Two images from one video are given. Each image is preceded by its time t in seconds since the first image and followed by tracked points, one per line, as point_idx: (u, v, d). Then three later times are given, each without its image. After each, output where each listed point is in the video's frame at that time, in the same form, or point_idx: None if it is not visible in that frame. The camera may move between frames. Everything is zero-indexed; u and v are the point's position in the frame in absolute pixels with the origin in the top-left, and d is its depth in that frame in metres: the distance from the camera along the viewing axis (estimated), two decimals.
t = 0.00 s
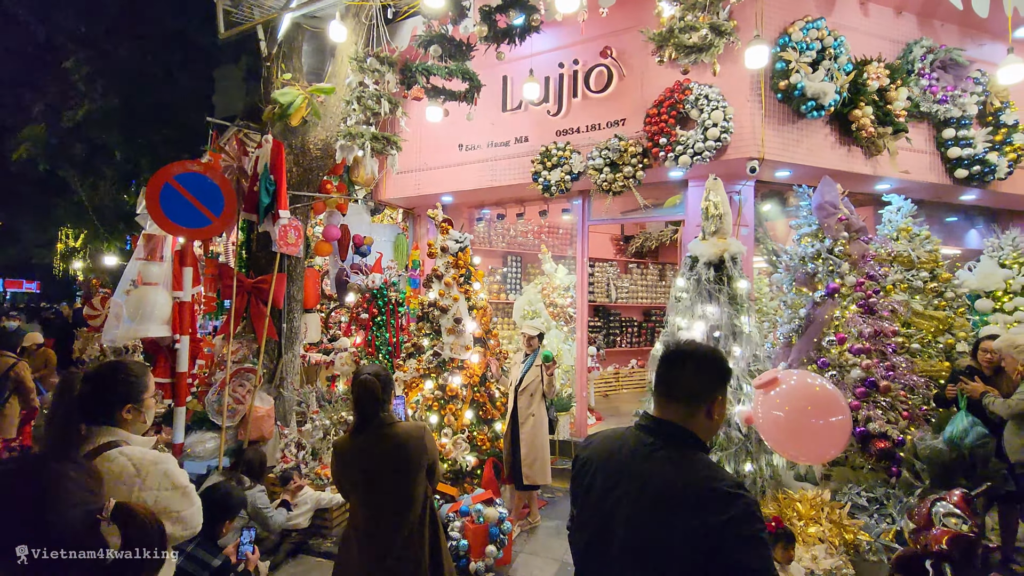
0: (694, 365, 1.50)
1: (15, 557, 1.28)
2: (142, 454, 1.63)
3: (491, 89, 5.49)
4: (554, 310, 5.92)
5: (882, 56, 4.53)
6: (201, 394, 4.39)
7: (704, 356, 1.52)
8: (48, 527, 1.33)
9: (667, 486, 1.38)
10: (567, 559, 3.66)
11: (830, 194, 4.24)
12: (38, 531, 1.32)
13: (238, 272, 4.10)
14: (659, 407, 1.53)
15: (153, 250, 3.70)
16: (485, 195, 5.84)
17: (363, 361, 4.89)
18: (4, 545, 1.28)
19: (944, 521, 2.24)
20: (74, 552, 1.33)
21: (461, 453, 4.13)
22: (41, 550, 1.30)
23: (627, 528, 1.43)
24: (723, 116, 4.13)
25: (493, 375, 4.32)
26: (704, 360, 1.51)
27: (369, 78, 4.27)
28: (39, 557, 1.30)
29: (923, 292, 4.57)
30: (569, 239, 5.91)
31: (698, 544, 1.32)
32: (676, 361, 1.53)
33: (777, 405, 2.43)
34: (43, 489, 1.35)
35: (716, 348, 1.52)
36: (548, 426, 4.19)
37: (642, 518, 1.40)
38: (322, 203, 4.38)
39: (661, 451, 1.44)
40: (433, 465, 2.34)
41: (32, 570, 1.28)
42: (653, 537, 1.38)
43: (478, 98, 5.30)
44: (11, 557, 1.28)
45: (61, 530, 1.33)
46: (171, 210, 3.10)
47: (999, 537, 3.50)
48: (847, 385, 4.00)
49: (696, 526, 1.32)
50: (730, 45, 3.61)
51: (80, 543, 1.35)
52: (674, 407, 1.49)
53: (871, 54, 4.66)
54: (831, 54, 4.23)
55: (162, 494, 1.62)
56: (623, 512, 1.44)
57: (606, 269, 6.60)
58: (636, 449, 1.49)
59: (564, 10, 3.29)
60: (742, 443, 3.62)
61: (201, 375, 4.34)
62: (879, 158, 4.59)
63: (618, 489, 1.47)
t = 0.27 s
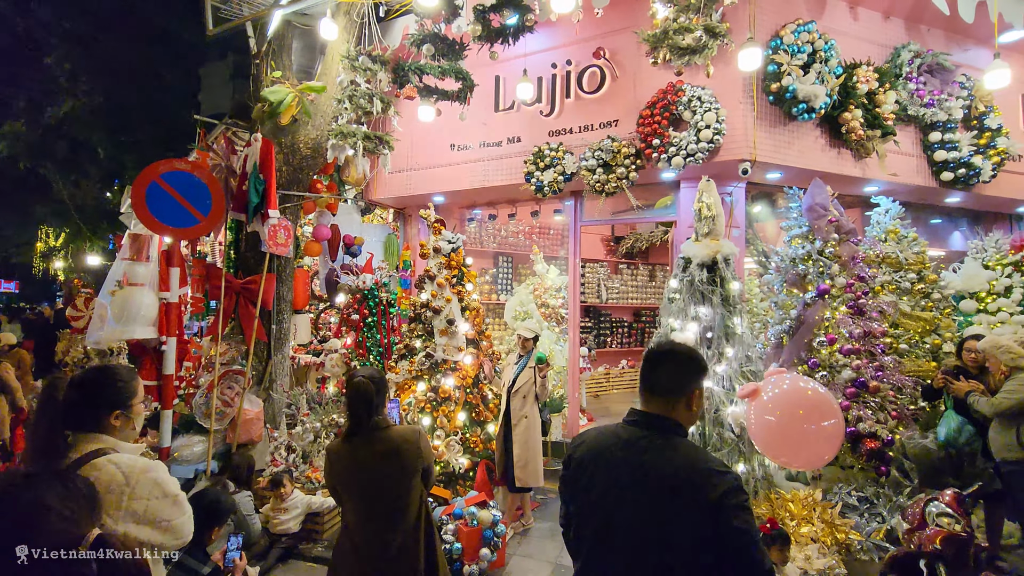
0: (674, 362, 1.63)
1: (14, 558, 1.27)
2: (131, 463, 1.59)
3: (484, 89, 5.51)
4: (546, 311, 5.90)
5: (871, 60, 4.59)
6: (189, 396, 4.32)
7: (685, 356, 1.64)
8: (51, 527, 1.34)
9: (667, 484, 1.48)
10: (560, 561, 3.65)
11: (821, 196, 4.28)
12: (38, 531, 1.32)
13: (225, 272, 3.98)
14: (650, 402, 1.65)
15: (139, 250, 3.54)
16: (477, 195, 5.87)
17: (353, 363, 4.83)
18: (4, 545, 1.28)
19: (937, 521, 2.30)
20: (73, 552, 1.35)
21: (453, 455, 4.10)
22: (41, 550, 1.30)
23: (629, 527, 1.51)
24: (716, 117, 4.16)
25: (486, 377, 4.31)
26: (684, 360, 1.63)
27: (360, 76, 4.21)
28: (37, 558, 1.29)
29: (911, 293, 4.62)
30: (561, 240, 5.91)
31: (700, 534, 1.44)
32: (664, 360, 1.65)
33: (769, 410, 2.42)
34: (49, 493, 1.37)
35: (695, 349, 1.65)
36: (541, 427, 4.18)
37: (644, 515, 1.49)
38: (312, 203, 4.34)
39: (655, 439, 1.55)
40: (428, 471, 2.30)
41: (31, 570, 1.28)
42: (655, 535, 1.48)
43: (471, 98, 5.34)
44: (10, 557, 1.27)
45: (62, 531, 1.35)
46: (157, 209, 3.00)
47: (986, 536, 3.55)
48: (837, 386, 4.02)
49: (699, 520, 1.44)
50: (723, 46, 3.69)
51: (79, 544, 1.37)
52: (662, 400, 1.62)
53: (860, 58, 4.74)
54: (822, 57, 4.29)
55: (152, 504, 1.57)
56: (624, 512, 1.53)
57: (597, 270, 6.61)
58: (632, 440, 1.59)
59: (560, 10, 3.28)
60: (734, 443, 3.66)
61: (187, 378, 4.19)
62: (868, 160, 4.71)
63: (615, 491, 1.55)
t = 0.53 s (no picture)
0: (674, 362, 1.66)
1: (13, 558, 1.18)
2: (122, 468, 1.56)
3: (475, 90, 5.53)
4: (536, 312, 5.90)
5: (856, 65, 4.69)
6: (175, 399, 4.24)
7: (686, 355, 1.68)
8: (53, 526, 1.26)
9: (676, 484, 1.55)
10: (552, 562, 3.65)
11: (807, 198, 4.35)
12: (39, 530, 1.23)
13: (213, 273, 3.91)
14: (648, 402, 1.69)
15: (126, 250, 3.38)
16: (468, 196, 5.87)
17: (343, 364, 4.77)
18: (3, 542, 1.18)
19: (923, 519, 2.31)
20: (73, 554, 1.28)
21: (445, 457, 4.08)
22: (42, 549, 1.21)
23: (644, 529, 1.58)
24: (705, 120, 4.23)
25: (477, 378, 4.33)
26: (686, 359, 1.67)
27: (351, 77, 4.19)
28: (38, 558, 1.20)
29: (895, 294, 4.70)
30: (551, 240, 5.92)
31: (706, 523, 1.54)
32: (660, 361, 1.69)
33: (756, 412, 2.38)
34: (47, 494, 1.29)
35: (693, 345, 1.69)
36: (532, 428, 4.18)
37: (657, 514, 1.57)
38: (299, 203, 4.24)
39: (657, 435, 1.61)
40: (422, 473, 2.29)
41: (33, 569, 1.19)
42: (672, 534, 1.55)
43: (462, 98, 5.37)
44: (9, 557, 1.17)
45: (61, 530, 1.27)
46: (147, 211, 2.85)
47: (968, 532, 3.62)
48: (824, 386, 4.08)
49: (711, 513, 1.52)
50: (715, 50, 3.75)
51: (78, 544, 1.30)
52: (663, 398, 1.67)
53: (845, 63, 4.82)
54: (809, 61, 4.39)
55: (144, 510, 1.56)
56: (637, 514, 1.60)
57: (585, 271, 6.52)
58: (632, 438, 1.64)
59: (553, 11, 3.29)
60: (724, 443, 3.70)
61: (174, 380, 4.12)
62: (853, 163, 4.80)
63: (624, 496, 1.61)
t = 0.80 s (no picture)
0: (693, 369, 1.76)
1: (13, 558, 1.16)
2: (108, 472, 1.53)
3: (466, 89, 5.54)
4: (525, 312, 5.90)
5: (840, 68, 4.77)
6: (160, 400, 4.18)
7: (705, 360, 1.77)
8: (50, 528, 1.24)
9: (695, 467, 1.67)
10: (542, 561, 3.66)
11: (793, 200, 4.42)
12: (34, 531, 1.21)
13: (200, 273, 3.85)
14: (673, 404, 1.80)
15: (109, 250, 3.24)
16: (457, 196, 5.87)
17: (331, 365, 4.73)
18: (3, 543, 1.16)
19: (906, 515, 2.34)
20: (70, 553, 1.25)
21: (435, 457, 4.07)
22: (41, 549, 1.19)
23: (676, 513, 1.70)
24: (694, 122, 4.28)
25: (467, 378, 4.33)
26: (701, 361, 1.77)
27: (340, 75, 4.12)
28: (39, 558, 1.19)
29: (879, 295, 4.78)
30: (541, 241, 5.94)
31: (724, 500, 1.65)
32: (678, 365, 1.80)
33: (747, 409, 2.34)
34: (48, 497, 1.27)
35: (714, 355, 1.77)
36: (523, 427, 4.19)
37: (685, 500, 1.68)
38: (288, 203, 4.19)
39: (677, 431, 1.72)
40: (413, 474, 2.28)
41: (33, 570, 1.16)
42: (707, 516, 1.68)
43: (452, 98, 5.38)
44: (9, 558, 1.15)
45: (59, 533, 1.25)
46: (130, 209, 2.79)
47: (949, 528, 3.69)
48: (810, 385, 4.14)
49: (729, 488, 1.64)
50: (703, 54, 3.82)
51: (81, 545, 1.29)
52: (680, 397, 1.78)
53: (831, 66, 4.91)
54: (795, 65, 4.47)
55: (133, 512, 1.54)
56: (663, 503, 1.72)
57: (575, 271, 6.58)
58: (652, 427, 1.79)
59: (544, 11, 3.30)
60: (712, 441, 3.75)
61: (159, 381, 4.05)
62: (838, 165, 4.89)
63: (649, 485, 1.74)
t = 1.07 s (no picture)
0: (701, 360, 1.95)
1: (14, 558, 1.21)
2: (94, 474, 1.52)
3: (456, 89, 5.55)
4: (515, 312, 5.90)
5: (826, 72, 4.85)
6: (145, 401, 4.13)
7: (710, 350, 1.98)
8: (47, 529, 1.28)
9: (704, 451, 1.85)
10: (531, 560, 3.68)
11: (780, 201, 4.47)
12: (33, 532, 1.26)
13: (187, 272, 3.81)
14: (681, 389, 2.01)
15: (94, 248, 3.17)
16: (446, 196, 5.87)
17: (320, 365, 4.70)
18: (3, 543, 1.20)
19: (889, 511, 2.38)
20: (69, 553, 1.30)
21: (425, 457, 4.06)
22: (42, 549, 1.24)
23: (693, 497, 1.88)
24: (682, 124, 4.32)
25: (457, 378, 4.33)
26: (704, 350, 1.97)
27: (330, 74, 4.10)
28: (37, 558, 1.23)
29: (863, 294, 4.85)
30: (530, 241, 5.95)
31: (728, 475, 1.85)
32: (687, 355, 2.00)
33: (742, 406, 2.41)
34: (53, 502, 1.32)
35: (719, 344, 1.98)
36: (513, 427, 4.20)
37: (698, 480, 1.87)
38: (277, 201, 4.16)
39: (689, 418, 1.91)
40: (401, 474, 2.28)
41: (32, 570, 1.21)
42: (720, 495, 1.87)
43: (442, 98, 5.38)
44: (9, 557, 1.20)
45: (57, 534, 1.30)
46: (110, 203, 2.73)
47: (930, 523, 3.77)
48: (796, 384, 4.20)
49: (736, 467, 1.84)
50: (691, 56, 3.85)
51: (78, 547, 1.33)
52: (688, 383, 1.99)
53: (816, 69, 4.99)
54: (782, 68, 4.53)
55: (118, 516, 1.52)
56: (680, 489, 1.89)
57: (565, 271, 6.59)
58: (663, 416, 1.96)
59: (534, 12, 3.31)
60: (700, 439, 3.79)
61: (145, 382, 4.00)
62: (823, 167, 4.97)
63: (665, 473, 1.92)
